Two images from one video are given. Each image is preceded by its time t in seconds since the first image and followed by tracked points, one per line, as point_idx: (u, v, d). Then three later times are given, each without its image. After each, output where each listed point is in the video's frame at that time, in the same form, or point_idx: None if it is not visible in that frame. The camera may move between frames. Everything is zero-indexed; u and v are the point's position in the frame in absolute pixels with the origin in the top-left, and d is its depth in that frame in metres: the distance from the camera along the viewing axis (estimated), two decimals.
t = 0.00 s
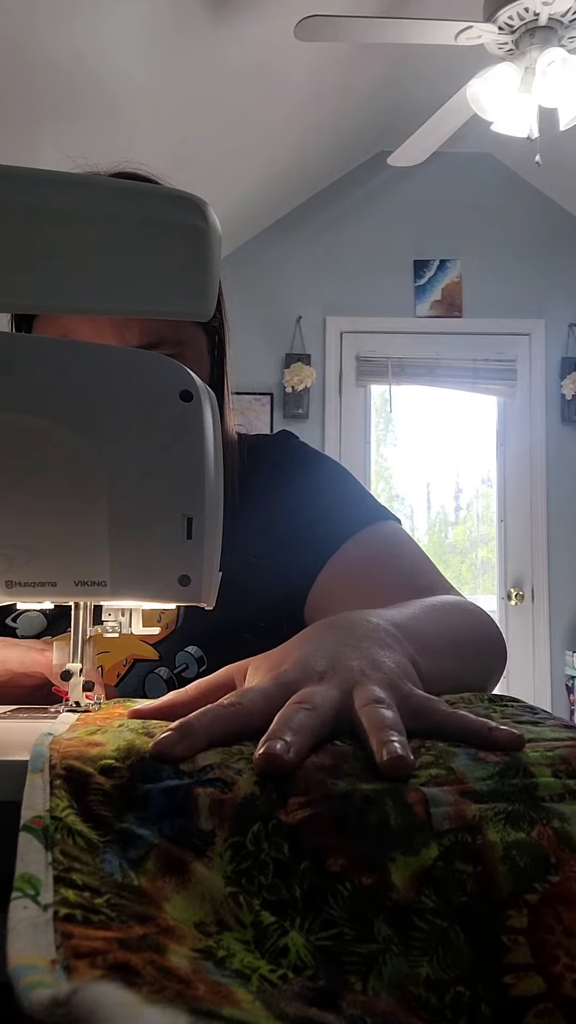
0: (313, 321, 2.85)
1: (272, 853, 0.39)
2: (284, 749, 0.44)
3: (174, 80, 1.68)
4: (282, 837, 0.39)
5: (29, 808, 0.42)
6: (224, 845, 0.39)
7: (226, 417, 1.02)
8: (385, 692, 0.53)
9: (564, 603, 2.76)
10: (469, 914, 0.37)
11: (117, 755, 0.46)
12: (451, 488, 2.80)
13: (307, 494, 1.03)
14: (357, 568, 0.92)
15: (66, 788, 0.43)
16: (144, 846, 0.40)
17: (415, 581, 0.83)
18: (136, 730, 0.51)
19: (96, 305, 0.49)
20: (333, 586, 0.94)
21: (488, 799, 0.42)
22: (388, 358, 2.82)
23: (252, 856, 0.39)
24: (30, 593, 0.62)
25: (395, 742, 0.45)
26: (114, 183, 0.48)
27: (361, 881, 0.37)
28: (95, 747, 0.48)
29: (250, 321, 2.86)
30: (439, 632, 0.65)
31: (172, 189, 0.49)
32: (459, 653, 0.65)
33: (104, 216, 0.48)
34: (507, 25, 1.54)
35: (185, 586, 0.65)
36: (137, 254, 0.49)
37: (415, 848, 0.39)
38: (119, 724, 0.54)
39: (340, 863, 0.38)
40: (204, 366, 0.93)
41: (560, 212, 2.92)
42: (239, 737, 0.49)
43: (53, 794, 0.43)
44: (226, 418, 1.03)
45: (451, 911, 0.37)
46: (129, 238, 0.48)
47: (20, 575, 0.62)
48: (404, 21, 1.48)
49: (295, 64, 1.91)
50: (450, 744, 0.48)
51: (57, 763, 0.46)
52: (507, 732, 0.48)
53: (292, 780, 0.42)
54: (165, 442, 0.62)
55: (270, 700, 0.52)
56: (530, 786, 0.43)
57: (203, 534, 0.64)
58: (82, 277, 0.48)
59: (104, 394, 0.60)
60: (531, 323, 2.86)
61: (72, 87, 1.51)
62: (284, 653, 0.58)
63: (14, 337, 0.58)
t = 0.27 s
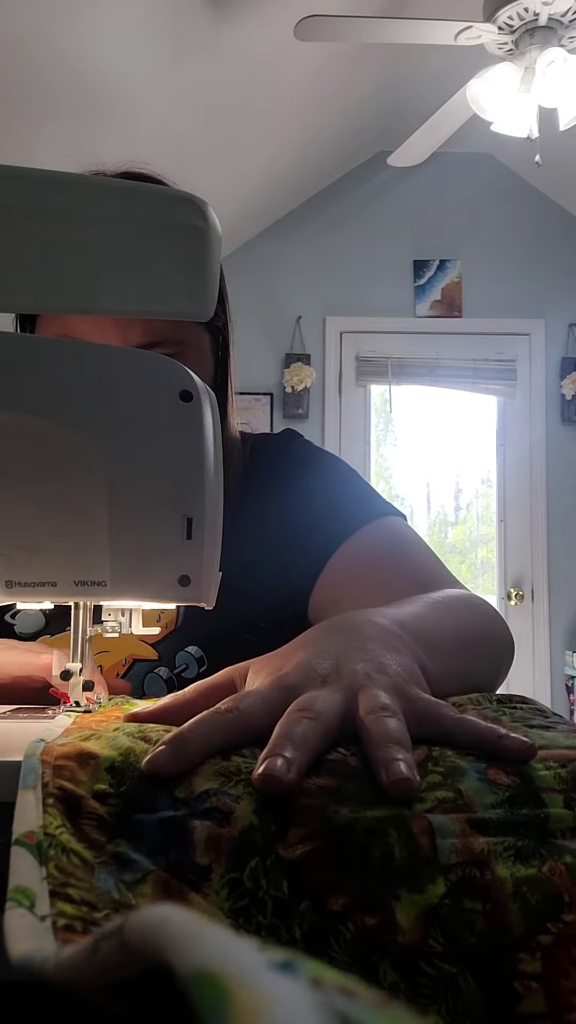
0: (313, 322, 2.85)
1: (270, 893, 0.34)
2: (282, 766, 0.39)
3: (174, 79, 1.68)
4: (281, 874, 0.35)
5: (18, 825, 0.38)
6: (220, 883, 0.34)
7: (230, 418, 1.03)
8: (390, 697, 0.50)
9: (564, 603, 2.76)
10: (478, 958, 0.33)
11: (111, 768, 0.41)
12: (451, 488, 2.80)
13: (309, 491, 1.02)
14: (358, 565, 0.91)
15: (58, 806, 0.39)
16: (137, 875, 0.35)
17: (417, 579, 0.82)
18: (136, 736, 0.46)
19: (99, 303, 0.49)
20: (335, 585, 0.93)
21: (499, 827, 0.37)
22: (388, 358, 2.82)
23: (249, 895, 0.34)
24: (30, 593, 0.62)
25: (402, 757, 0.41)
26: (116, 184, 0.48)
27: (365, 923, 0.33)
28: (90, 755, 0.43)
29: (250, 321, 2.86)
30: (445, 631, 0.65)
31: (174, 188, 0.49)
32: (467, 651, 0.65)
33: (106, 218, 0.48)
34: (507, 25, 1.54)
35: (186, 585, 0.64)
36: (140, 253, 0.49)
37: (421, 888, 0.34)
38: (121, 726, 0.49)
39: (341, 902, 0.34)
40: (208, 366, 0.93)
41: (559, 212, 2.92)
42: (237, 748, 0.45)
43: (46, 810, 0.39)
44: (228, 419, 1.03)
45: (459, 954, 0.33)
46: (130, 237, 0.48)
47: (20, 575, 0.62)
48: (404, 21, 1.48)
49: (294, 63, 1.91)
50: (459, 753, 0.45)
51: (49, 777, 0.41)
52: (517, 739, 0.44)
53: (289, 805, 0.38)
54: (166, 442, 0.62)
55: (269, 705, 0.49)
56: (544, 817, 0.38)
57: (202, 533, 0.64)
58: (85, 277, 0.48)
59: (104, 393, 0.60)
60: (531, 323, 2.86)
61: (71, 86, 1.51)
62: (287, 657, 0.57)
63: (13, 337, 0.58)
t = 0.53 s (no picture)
0: (313, 322, 2.85)
1: (270, 899, 0.34)
2: (283, 769, 0.40)
3: (174, 78, 1.67)
4: (281, 880, 0.35)
5: (15, 823, 0.37)
6: (220, 887, 0.34)
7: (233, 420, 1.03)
8: (390, 697, 0.50)
9: (564, 603, 2.76)
10: (480, 963, 0.32)
11: (110, 772, 0.41)
12: (451, 488, 2.81)
13: (309, 492, 1.02)
14: (360, 565, 0.91)
15: (56, 808, 0.38)
16: (137, 876, 0.35)
17: (420, 579, 0.82)
18: (131, 740, 0.46)
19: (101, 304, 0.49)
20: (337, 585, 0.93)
21: (499, 832, 0.38)
22: (388, 358, 2.83)
23: (249, 901, 0.34)
24: (30, 593, 0.62)
25: (403, 758, 0.42)
26: (117, 183, 0.48)
27: (365, 928, 0.33)
28: (88, 759, 0.43)
29: (250, 322, 2.86)
30: (448, 632, 0.65)
31: (174, 190, 0.49)
32: (470, 651, 0.65)
33: (107, 219, 0.48)
34: (507, 25, 1.54)
35: (186, 586, 0.65)
36: (142, 253, 0.49)
37: (422, 894, 0.34)
38: (112, 732, 0.49)
39: (342, 908, 0.34)
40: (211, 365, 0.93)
41: (559, 212, 2.92)
42: (237, 749, 0.45)
43: (44, 810, 0.38)
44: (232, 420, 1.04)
45: (461, 960, 0.32)
46: (131, 238, 0.48)
47: (20, 575, 0.62)
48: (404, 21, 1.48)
49: (294, 63, 1.90)
50: (459, 753, 0.45)
51: (47, 780, 0.41)
52: (517, 740, 0.45)
53: (289, 808, 0.38)
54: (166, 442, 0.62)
55: (271, 704, 0.49)
56: (541, 822, 0.39)
57: (202, 533, 0.64)
58: (88, 279, 0.48)
59: (104, 395, 0.60)
60: (531, 323, 2.86)
61: (71, 85, 1.51)
62: (288, 657, 0.57)
63: (13, 337, 0.58)
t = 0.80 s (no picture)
0: (312, 322, 2.85)
1: (270, 899, 0.34)
2: (282, 770, 0.40)
3: (174, 79, 1.68)
4: (281, 880, 0.35)
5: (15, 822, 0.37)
6: (220, 888, 0.34)
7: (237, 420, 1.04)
8: (390, 697, 0.50)
9: (564, 604, 2.76)
10: (481, 964, 0.32)
11: (109, 772, 0.41)
12: (451, 488, 2.81)
13: (310, 492, 1.02)
14: (364, 566, 0.91)
15: (55, 808, 0.38)
16: (137, 876, 0.35)
17: (421, 579, 0.82)
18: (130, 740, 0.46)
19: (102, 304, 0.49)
20: (342, 586, 0.93)
21: (500, 833, 0.38)
22: (388, 359, 2.82)
23: (249, 901, 0.34)
24: (30, 593, 0.62)
25: (402, 758, 0.42)
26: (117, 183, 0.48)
27: (366, 928, 0.33)
28: (88, 759, 0.43)
29: (249, 322, 2.86)
30: (450, 633, 0.65)
31: (174, 190, 0.49)
32: (473, 651, 0.65)
33: (107, 218, 0.48)
34: (507, 25, 1.54)
35: (186, 586, 0.65)
36: (142, 253, 0.49)
37: (422, 894, 0.34)
38: (112, 732, 0.49)
39: (342, 908, 0.34)
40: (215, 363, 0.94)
41: (559, 212, 2.92)
42: (239, 748, 0.45)
43: (43, 810, 0.38)
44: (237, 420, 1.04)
45: (461, 961, 0.32)
46: (131, 238, 0.48)
47: (20, 575, 0.62)
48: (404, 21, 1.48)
49: (295, 63, 1.91)
50: (459, 754, 0.45)
51: (47, 781, 0.41)
52: (517, 741, 0.45)
53: (289, 809, 0.38)
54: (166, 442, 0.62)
55: (270, 705, 0.49)
56: (542, 822, 0.39)
57: (203, 533, 0.64)
58: (88, 279, 0.48)
59: (105, 395, 0.60)
60: (531, 323, 2.86)
61: (72, 85, 1.51)
62: (288, 657, 0.57)
63: (13, 337, 0.58)
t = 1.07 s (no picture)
0: (312, 322, 2.85)
1: (270, 899, 0.34)
2: (282, 769, 0.40)
3: (174, 79, 1.68)
4: (281, 880, 0.35)
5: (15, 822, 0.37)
6: (220, 888, 0.34)
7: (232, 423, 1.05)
8: (390, 697, 0.50)
9: (564, 604, 2.76)
10: (481, 964, 0.32)
11: (109, 772, 0.41)
12: (451, 488, 2.81)
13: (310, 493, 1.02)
14: (366, 567, 0.91)
15: (56, 808, 0.38)
16: (137, 876, 0.35)
17: (422, 579, 0.82)
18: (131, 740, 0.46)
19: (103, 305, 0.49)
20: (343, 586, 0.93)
21: (500, 833, 0.38)
22: (388, 359, 2.82)
23: (249, 901, 0.34)
24: (30, 593, 0.62)
25: (401, 757, 0.42)
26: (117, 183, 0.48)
27: (366, 929, 0.33)
28: (89, 759, 0.43)
29: (249, 322, 2.86)
30: (450, 632, 0.65)
31: (174, 190, 0.50)
32: (472, 651, 0.65)
33: (107, 218, 0.47)
34: (507, 25, 1.54)
35: (186, 586, 0.64)
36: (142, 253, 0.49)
37: (422, 893, 0.34)
38: (112, 732, 0.49)
39: (342, 908, 0.34)
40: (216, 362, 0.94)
41: (559, 212, 2.92)
42: (239, 747, 0.45)
43: (43, 810, 0.38)
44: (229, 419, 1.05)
45: (461, 961, 0.32)
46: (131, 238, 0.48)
47: (20, 576, 0.62)
48: (404, 21, 1.48)
49: (295, 63, 1.91)
50: (459, 753, 0.45)
51: (47, 781, 0.41)
52: (517, 740, 0.45)
53: (288, 809, 0.38)
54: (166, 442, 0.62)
55: (270, 705, 0.49)
56: (542, 822, 0.39)
57: (202, 533, 0.64)
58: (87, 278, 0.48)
59: (105, 395, 0.60)
60: (531, 323, 2.86)
61: (72, 86, 1.51)
62: (288, 656, 0.57)
63: (13, 337, 0.58)
